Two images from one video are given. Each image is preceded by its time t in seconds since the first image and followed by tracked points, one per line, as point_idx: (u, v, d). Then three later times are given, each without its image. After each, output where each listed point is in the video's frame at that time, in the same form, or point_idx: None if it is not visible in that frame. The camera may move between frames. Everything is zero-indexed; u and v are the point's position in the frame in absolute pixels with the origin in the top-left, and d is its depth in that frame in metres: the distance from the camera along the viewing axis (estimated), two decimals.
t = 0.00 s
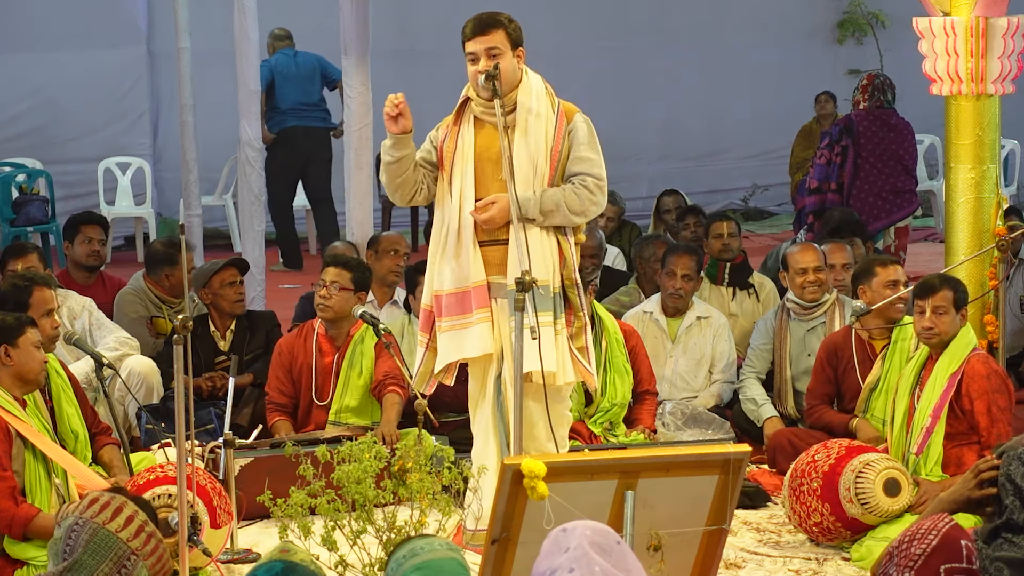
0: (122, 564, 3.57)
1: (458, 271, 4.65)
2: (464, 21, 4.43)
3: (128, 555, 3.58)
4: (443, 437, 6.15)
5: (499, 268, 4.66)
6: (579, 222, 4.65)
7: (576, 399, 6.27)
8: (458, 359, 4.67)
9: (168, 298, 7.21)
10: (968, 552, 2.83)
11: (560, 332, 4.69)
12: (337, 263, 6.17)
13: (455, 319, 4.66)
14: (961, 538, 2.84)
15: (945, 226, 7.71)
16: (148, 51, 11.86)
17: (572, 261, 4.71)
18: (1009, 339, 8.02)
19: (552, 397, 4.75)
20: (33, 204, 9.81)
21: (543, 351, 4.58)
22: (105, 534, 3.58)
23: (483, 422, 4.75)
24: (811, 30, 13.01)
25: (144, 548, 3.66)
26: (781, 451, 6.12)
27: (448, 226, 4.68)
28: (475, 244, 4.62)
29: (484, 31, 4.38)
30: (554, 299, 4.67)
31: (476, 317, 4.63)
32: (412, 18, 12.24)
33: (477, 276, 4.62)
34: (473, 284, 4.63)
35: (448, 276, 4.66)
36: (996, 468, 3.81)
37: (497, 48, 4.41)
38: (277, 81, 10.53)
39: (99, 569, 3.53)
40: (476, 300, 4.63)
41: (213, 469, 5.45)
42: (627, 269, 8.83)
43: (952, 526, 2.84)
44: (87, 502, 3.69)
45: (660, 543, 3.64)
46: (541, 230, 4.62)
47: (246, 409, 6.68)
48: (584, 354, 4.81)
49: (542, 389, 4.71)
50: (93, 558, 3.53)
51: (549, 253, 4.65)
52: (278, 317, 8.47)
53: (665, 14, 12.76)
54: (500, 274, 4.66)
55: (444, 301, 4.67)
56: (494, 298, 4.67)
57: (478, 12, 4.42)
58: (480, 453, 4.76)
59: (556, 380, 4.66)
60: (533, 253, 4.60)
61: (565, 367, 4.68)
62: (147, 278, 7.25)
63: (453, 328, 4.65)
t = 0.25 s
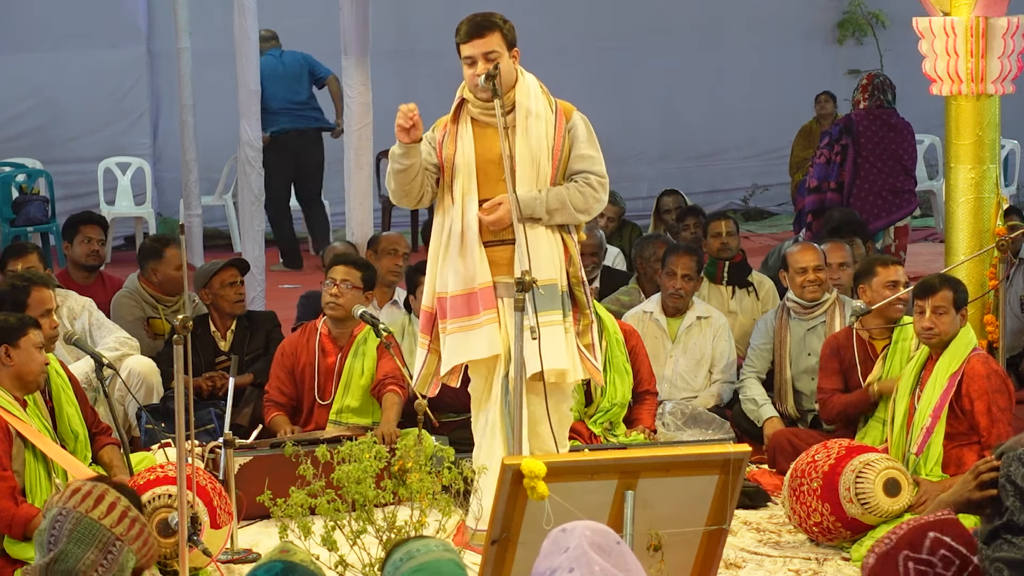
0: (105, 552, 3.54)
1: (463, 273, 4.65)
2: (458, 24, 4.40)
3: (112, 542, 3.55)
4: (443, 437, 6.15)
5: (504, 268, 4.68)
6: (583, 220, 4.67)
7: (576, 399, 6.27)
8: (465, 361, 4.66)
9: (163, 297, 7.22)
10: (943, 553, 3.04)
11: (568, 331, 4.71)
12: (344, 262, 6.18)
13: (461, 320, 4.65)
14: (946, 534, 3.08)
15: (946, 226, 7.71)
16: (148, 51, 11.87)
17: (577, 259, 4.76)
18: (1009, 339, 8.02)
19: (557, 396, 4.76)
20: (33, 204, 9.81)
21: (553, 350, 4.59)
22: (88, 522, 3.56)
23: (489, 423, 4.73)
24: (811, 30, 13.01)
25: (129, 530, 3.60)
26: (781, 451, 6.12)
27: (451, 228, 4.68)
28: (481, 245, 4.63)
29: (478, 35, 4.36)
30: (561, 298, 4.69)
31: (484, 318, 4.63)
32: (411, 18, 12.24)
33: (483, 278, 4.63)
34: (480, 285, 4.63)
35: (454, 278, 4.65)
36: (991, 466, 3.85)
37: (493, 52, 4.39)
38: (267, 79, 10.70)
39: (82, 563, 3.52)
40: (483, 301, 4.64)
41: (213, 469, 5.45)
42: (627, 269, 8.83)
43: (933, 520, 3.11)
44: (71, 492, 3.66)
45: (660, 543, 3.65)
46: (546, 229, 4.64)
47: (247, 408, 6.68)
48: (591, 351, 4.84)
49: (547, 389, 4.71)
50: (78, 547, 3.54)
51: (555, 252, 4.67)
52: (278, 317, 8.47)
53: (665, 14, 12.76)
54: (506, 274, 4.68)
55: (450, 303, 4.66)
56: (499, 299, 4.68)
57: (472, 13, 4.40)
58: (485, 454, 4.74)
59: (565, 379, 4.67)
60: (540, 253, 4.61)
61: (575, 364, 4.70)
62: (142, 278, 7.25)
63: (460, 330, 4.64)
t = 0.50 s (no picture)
0: (84, 535, 4.02)
1: (467, 273, 4.64)
2: (455, 25, 4.40)
3: (90, 524, 4.03)
4: (443, 437, 6.15)
5: (508, 267, 4.69)
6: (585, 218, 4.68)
7: (576, 399, 6.27)
8: (468, 361, 4.65)
9: (161, 297, 7.22)
10: (918, 546, 2.78)
11: (573, 329, 4.71)
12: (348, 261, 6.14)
13: (465, 321, 4.64)
14: (932, 531, 2.81)
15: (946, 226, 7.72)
16: (148, 51, 11.87)
17: (580, 257, 4.76)
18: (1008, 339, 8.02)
19: (561, 395, 4.76)
20: (33, 204, 9.81)
21: (558, 349, 4.60)
22: (64, 509, 4.02)
23: (493, 423, 4.73)
24: (811, 30, 13.01)
25: (105, 514, 4.08)
26: (781, 451, 6.12)
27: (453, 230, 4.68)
28: (484, 246, 4.63)
29: (477, 36, 4.36)
30: (565, 297, 4.69)
31: (488, 319, 4.62)
32: (412, 18, 12.24)
33: (487, 278, 4.63)
34: (484, 285, 4.63)
35: (456, 278, 4.65)
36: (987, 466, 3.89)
37: (492, 52, 4.38)
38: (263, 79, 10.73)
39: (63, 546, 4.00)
40: (487, 302, 4.62)
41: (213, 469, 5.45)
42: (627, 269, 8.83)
43: (920, 520, 2.87)
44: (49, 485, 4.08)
45: (660, 543, 3.64)
46: (549, 228, 4.65)
47: (247, 408, 6.67)
48: (594, 350, 4.84)
49: (551, 388, 4.72)
50: (57, 534, 4.00)
51: (557, 252, 4.67)
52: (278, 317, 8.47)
53: (665, 14, 12.77)
54: (509, 274, 4.69)
55: (454, 303, 4.65)
56: (503, 299, 4.67)
57: (469, 14, 4.40)
58: (489, 453, 4.73)
59: (570, 377, 4.68)
60: (543, 253, 4.61)
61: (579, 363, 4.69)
62: (141, 279, 7.25)
63: (463, 330, 4.63)
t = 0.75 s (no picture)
0: (103, 526, 3.51)
1: (467, 273, 4.64)
2: (454, 24, 4.40)
3: (109, 513, 3.53)
4: (443, 437, 6.15)
5: (509, 267, 4.69)
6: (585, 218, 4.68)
7: (576, 399, 6.27)
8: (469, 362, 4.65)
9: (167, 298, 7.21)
10: (922, 549, 2.54)
11: (574, 328, 4.72)
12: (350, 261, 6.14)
13: (466, 321, 4.63)
14: (939, 535, 2.56)
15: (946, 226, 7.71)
16: (148, 51, 11.87)
17: (580, 256, 4.76)
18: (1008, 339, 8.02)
19: (563, 394, 4.76)
20: (33, 204, 9.81)
21: (561, 349, 4.60)
22: (83, 498, 3.52)
23: (494, 423, 4.73)
24: (811, 30, 13.01)
25: (122, 503, 3.60)
26: (781, 452, 6.12)
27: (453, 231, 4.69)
28: (484, 246, 4.63)
29: (475, 36, 4.36)
30: (567, 297, 4.69)
31: (489, 319, 4.61)
32: (412, 18, 12.24)
33: (489, 278, 4.63)
34: (485, 285, 4.62)
35: (456, 279, 4.65)
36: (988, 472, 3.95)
37: (490, 53, 4.38)
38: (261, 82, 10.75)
39: (82, 538, 3.48)
40: (488, 302, 4.62)
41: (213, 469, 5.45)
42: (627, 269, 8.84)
43: (929, 523, 2.61)
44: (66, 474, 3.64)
45: (660, 543, 3.64)
46: (550, 229, 4.65)
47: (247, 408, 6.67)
48: (595, 349, 4.84)
49: (552, 387, 4.72)
50: (77, 522, 3.49)
51: (559, 252, 4.67)
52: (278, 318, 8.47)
53: (665, 13, 12.76)
54: (510, 274, 4.69)
55: (454, 304, 4.65)
56: (504, 299, 4.67)
57: (468, 13, 4.39)
58: (490, 453, 4.73)
59: (572, 376, 4.68)
60: (544, 252, 4.61)
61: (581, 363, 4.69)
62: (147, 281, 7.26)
63: (464, 330, 4.63)
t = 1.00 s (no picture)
0: (160, 506, 2.55)
1: (466, 275, 4.64)
2: (453, 25, 4.39)
3: (170, 493, 2.58)
4: (443, 437, 6.15)
5: (509, 268, 4.69)
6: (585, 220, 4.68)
7: (576, 399, 6.27)
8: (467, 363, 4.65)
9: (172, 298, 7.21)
10: (926, 550, 2.50)
11: (575, 329, 4.72)
12: (353, 262, 6.15)
13: (464, 323, 4.63)
14: (942, 537, 2.54)
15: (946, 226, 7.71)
16: (148, 51, 11.86)
17: (580, 257, 4.76)
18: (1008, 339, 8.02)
19: (563, 394, 4.77)
20: (33, 204, 9.81)
21: (560, 349, 4.60)
22: (149, 473, 2.59)
23: (494, 424, 4.73)
24: (811, 30, 13.01)
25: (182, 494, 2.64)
26: (781, 452, 6.12)
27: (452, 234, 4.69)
28: (483, 248, 4.63)
29: (473, 36, 4.36)
30: (567, 297, 4.69)
31: (487, 321, 4.61)
32: (412, 18, 12.23)
33: (487, 280, 4.62)
34: (483, 287, 4.62)
35: (454, 280, 4.65)
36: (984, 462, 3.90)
37: (489, 54, 4.38)
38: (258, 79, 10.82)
39: (142, 510, 2.54)
40: (486, 303, 4.62)
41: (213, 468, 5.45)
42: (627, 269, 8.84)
43: (930, 525, 2.59)
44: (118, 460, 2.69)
45: (660, 543, 3.64)
46: (549, 230, 4.65)
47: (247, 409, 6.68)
48: (595, 349, 4.84)
49: (552, 387, 4.72)
50: (138, 498, 2.54)
51: (559, 253, 4.67)
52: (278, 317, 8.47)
53: (665, 14, 12.76)
54: (510, 276, 4.69)
55: (453, 305, 4.65)
56: (503, 300, 4.67)
57: (467, 14, 4.39)
58: (490, 453, 4.73)
59: (572, 377, 4.68)
60: (544, 254, 4.61)
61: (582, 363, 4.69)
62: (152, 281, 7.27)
63: (462, 331, 4.63)
